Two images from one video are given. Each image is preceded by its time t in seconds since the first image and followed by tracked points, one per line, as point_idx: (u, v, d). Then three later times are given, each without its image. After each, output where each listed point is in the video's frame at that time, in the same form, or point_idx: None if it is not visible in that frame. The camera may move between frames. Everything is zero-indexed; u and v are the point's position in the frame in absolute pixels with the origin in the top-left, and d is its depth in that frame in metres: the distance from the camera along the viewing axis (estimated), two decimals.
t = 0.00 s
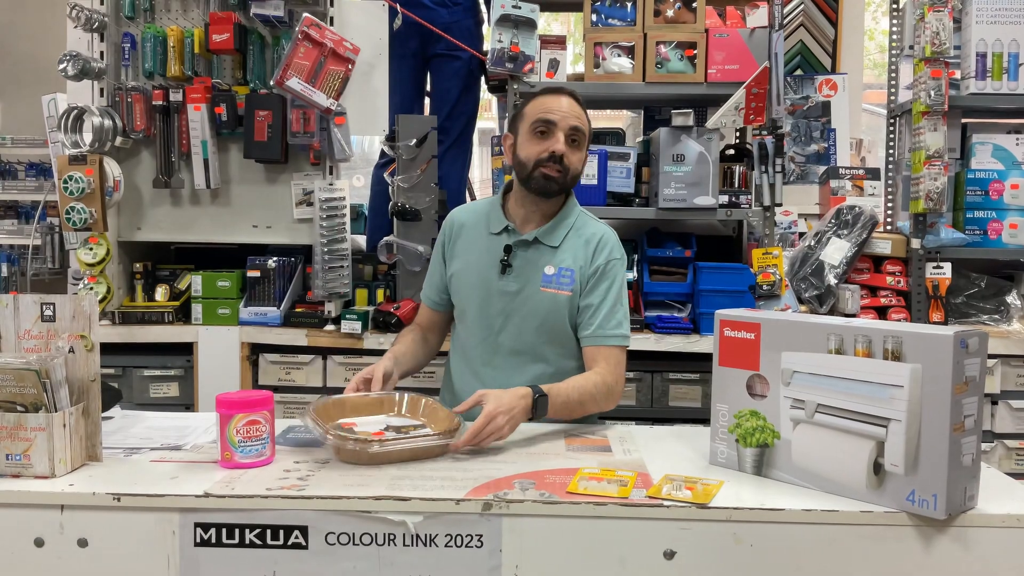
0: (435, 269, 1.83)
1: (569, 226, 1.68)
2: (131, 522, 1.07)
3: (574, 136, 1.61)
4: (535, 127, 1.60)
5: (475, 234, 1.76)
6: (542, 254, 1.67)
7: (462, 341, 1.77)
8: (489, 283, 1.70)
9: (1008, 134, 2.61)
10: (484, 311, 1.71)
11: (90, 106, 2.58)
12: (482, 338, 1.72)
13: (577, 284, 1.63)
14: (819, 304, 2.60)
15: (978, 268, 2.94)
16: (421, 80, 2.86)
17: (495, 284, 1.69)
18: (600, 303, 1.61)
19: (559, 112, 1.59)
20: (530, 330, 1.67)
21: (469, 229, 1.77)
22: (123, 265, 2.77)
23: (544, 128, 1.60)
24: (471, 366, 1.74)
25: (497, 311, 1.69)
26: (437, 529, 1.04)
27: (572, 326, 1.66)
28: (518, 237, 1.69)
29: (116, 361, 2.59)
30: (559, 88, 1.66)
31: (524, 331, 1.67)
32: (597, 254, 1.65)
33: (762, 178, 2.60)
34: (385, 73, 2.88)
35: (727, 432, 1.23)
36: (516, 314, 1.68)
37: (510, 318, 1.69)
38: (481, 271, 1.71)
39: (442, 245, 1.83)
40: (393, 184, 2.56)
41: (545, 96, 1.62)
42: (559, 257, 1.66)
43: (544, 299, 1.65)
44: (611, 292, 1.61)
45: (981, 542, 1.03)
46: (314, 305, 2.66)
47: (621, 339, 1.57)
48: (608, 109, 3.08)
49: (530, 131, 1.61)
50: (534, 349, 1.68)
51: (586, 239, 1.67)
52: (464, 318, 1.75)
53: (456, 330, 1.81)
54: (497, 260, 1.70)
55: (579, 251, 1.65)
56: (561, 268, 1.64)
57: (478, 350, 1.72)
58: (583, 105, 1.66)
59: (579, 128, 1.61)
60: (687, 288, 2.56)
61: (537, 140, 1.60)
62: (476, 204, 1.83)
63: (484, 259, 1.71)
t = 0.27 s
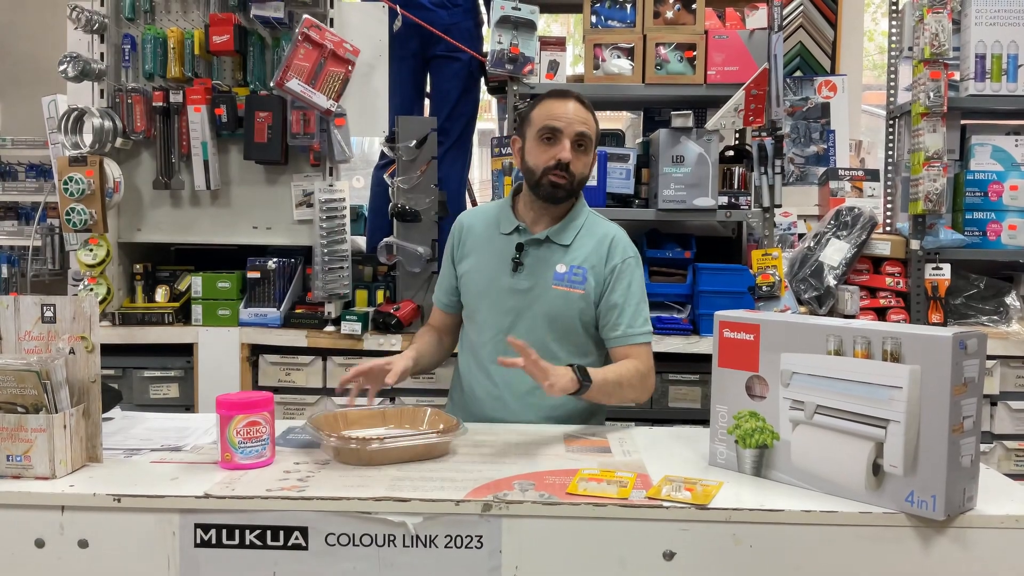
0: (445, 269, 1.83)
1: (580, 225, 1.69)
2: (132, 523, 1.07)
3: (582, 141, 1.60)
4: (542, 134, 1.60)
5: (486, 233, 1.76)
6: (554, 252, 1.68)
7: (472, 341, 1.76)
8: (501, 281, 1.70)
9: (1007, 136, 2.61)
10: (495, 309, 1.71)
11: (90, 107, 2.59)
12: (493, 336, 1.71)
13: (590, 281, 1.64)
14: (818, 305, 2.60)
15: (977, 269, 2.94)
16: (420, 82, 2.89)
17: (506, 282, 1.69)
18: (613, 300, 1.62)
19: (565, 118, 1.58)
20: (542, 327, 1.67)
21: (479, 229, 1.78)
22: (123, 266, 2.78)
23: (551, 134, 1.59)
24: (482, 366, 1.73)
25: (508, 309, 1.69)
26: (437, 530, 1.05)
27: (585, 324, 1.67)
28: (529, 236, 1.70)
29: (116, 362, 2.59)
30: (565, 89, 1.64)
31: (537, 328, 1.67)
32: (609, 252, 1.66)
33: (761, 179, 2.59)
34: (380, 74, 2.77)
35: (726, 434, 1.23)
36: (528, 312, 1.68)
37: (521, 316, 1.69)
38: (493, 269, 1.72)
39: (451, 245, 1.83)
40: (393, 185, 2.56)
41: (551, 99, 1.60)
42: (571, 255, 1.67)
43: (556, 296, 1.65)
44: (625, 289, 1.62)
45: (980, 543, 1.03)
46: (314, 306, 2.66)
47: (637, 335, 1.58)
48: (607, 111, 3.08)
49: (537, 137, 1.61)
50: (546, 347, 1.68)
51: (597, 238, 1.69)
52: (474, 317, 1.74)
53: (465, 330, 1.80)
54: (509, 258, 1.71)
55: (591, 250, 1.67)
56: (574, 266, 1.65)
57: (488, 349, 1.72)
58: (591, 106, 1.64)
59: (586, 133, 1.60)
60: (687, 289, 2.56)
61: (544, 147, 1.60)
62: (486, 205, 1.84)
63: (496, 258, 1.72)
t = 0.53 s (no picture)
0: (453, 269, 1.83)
1: (590, 227, 1.72)
2: (132, 524, 1.07)
3: (569, 151, 1.58)
4: (531, 146, 1.61)
5: (496, 234, 1.78)
6: (565, 253, 1.70)
7: (478, 340, 1.76)
8: (511, 280, 1.72)
9: (1006, 137, 2.62)
10: (505, 308, 1.72)
11: (90, 108, 2.59)
12: (502, 335, 1.72)
13: (599, 282, 1.66)
14: (817, 306, 2.60)
15: (977, 270, 2.94)
16: (421, 83, 2.88)
17: (517, 281, 1.71)
18: (622, 301, 1.64)
19: (550, 129, 1.57)
20: (551, 327, 1.68)
21: (489, 230, 1.79)
22: (123, 267, 2.78)
23: (538, 145, 1.59)
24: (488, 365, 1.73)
25: (518, 308, 1.71)
26: (437, 531, 1.05)
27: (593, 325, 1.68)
28: (540, 236, 1.72)
29: (117, 363, 2.60)
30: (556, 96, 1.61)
31: (545, 328, 1.68)
32: (618, 254, 1.69)
33: (761, 180, 2.64)
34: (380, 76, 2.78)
35: (726, 435, 1.23)
36: (537, 311, 1.69)
37: (531, 315, 1.70)
38: (503, 268, 1.73)
39: (461, 245, 1.84)
40: (393, 186, 2.56)
41: (539, 110, 1.60)
42: (581, 256, 1.69)
43: (566, 296, 1.67)
44: (634, 290, 1.64)
45: (979, 544, 1.03)
46: (314, 307, 2.66)
47: (645, 336, 1.59)
48: (606, 111, 3.08)
49: (527, 148, 1.63)
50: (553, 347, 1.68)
51: (607, 239, 1.71)
52: (483, 315, 1.75)
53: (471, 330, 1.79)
54: (519, 258, 1.72)
55: (601, 251, 1.69)
56: (583, 266, 1.67)
57: (496, 348, 1.72)
58: (582, 110, 1.61)
59: (572, 141, 1.57)
60: (687, 290, 2.56)
61: (534, 158, 1.62)
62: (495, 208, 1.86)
63: (507, 257, 1.74)
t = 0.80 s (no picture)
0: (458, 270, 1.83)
1: (594, 231, 1.71)
2: (133, 525, 1.07)
3: (530, 152, 1.62)
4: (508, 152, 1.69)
5: (500, 237, 1.77)
6: (568, 257, 1.69)
7: (482, 343, 1.76)
8: (515, 284, 1.70)
9: (1005, 139, 2.62)
10: (508, 312, 1.71)
11: (91, 109, 2.59)
12: (505, 339, 1.71)
13: (603, 286, 1.66)
14: (817, 308, 2.61)
15: (976, 272, 2.95)
16: (420, 84, 2.89)
17: (521, 285, 1.70)
18: (627, 306, 1.64)
19: (514, 132, 1.65)
20: (555, 331, 1.67)
21: (494, 232, 1.78)
22: (123, 268, 2.78)
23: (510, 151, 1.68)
24: (492, 368, 1.73)
25: (521, 312, 1.69)
26: (437, 532, 1.05)
27: (596, 329, 1.68)
28: (544, 240, 1.71)
29: (117, 364, 2.60)
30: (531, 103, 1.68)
31: (549, 332, 1.67)
32: (622, 257, 1.68)
33: (761, 182, 2.65)
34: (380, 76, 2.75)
35: (725, 436, 1.23)
36: (541, 315, 1.68)
37: (534, 319, 1.69)
38: (506, 272, 1.72)
39: (465, 248, 1.84)
40: (393, 188, 2.56)
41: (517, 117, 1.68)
42: (584, 260, 1.68)
43: (570, 301, 1.66)
44: (637, 295, 1.64)
45: (978, 545, 1.04)
46: (314, 308, 2.67)
47: (647, 341, 1.60)
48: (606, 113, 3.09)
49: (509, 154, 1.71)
50: (557, 351, 1.68)
51: (611, 243, 1.70)
52: (487, 319, 1.74)
53: (476, 330, 1.81)
54: (523, 261, 1.71)
55: (605, 255, 1.68)
56: (587, 270, 1.66)
57: (500, 351, 1.71)
58: (553, 114, 1.64)
59: (532, 143, 1.61)
60: (687, 292, 2.56)
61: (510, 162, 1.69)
62: (499, 210, 1.85)
63: (510, 261, 1.73)
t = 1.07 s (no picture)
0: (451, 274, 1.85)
1: (578, 230, 1.70)
2: (133, 526, 1.07)
3: (514, 150, 1.62)
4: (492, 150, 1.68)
5: (488, 240, 1.79)
6: (551, 258, 1.68)
7: (474, 345, 1.78)
8: (499, 287, 1.71)
9: (1004, 141, 2.63)
10: (495, 315, 1.72)
11: (91, 110, 2.59)
12: (493, 341, 1.73)
13: (584, 286, 1.64)
14: (816, 309, 2.62)
15: (976, 273, 2.95)
16: (420, 85, 2.90)
17: (505, 288, 1.70)
18: (606, 304, 1.61)
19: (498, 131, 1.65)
20: (540, 332, 1.67)
21: (483, 235, 1.80)
22: (123, 269, 2.78)
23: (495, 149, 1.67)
24: (483, 370, 1.75)
25: (507, 314, 1.70)
26: (437, 533, 1.05)
27: (581, 328, 1.67)
28: (528, 242, 1.71)
29: (117, 365, 2.60)
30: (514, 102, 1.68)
31: (534, 333, 1.68)
32: (604, 257, 1.66)
33: (761, 184, 2.60)
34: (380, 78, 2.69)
35: (725, 437, 1.23)
36: (525, 317, 1.69)
37: (520, 320, 1.69)
38: (491, 275, 1.73)
39: (458, 252, 1.86)
40: (393, 189, 2.56)
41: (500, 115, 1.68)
42: (566, 260, 1.67)
43: (553, 302, 1.65)
44: (616, 294, 1.61)
45: (978, 547, 1.04)
46: (314, 310, 2.67)
47: (624, 341, 1.56)
48: (606, 115, 3.09)
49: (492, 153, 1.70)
50: (542, 352, 1.68)
51: (594, 243, 1.68)
52: (476, 321, 1.76)
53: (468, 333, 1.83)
54: (508, 263, 1.72)
55: (587, 255, 1.66)
56: (568, 271, 1.64)
57: (488, 353, 1.73)
58: (536, 111, 1.64)
59: (516, 140, 1.61)
60: (687, 293, 2.56)
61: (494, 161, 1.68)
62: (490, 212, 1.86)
63: (495, 263, 1.73)
